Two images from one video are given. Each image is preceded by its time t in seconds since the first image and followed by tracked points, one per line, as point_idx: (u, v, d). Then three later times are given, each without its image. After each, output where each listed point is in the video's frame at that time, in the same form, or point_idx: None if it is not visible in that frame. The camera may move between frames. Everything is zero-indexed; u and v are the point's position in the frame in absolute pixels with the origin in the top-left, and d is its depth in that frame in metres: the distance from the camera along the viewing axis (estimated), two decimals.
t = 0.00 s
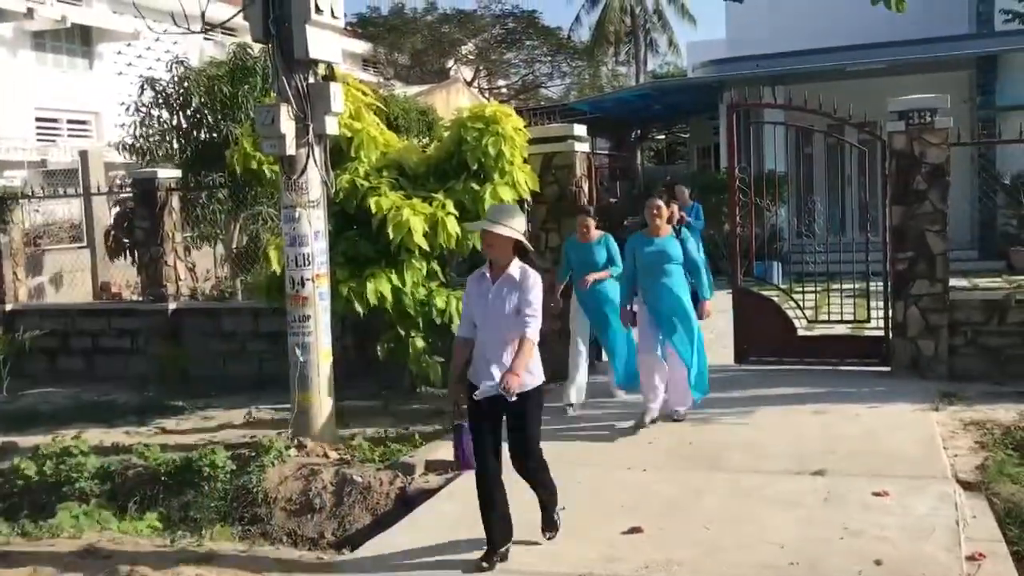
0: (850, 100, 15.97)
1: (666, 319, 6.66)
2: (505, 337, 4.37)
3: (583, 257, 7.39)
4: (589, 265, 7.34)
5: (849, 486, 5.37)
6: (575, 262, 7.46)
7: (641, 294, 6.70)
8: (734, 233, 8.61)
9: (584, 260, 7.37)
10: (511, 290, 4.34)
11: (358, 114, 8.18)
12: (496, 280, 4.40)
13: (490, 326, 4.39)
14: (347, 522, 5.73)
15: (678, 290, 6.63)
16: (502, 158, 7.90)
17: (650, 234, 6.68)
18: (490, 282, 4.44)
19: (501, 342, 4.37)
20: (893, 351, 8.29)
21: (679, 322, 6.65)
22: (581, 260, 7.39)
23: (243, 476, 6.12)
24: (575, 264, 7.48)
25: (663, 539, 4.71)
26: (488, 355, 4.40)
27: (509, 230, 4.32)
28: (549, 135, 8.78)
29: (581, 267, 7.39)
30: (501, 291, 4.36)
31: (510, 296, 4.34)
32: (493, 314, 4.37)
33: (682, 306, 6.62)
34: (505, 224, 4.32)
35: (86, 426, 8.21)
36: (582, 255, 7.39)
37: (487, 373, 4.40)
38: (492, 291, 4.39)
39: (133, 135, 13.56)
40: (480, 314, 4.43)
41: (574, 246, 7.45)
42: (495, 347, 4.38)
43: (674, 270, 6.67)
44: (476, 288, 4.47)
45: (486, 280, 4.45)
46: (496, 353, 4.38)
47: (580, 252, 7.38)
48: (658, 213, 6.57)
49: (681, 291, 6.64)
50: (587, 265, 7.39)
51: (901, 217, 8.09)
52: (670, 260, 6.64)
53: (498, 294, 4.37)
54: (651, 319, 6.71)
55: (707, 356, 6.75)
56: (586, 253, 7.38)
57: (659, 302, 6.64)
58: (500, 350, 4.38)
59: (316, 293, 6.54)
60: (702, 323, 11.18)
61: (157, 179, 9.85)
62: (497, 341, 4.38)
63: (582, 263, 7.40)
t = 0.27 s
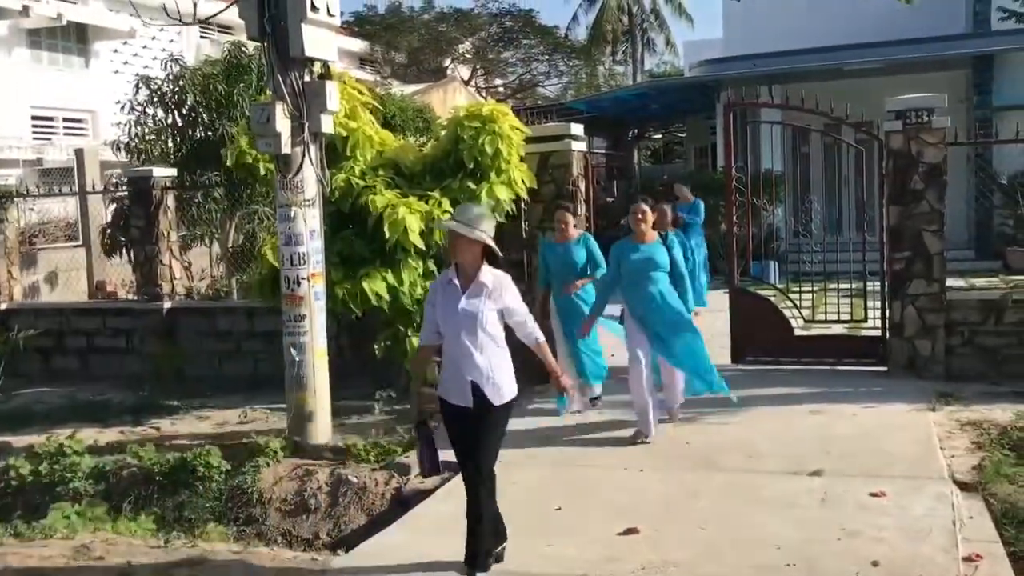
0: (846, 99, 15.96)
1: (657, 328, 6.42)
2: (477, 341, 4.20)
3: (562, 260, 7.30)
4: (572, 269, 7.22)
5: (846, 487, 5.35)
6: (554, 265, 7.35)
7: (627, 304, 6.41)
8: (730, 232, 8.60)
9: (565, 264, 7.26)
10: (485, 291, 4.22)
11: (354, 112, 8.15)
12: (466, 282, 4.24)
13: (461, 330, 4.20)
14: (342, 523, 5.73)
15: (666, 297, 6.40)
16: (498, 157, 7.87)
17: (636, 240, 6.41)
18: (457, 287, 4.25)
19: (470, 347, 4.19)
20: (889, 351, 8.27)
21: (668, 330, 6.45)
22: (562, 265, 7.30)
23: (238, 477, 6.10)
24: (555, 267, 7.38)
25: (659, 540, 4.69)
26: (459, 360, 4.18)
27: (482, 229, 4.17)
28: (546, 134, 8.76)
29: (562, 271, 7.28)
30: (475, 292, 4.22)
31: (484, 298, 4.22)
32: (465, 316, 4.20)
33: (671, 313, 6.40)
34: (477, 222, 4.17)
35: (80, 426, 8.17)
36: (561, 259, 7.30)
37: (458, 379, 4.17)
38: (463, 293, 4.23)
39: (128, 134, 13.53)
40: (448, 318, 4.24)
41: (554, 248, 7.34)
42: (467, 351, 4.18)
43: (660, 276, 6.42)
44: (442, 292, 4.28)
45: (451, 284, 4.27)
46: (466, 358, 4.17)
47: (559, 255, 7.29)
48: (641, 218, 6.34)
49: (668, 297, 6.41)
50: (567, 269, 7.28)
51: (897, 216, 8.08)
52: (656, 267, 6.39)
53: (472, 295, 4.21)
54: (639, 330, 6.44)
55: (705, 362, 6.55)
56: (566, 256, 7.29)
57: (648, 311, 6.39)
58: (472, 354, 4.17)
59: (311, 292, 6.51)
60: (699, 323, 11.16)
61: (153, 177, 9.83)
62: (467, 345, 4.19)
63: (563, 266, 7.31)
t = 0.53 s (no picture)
0: (843, 99, 15.97)
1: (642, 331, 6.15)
2: (443, 350, 3.90)
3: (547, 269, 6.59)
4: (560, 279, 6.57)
5: (842, 485, 5.35)
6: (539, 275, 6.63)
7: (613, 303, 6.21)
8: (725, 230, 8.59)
9: (550, 274, 6.59)
10: (456, 296, 3.90)
11: (351, 110, 8.14)
12: (435, 286, 3.92)
13: (426, 337, 3.90)
14: (337, 521, 5.84)
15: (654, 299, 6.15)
16: (494, 156, 7.86)
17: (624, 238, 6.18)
18: (426, 289, 3.92)
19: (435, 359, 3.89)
20: (885, 350, 8.28)
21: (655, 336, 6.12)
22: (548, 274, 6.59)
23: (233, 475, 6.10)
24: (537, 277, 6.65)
25: (655, 539, 4.69)
26: (422, 370, 3.90)
27: (457, 227, 3.90)
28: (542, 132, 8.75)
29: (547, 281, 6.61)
30: (445, 298, 3.89)
31: (455, 304, 3.90)
32: (432, 323, 3.89)
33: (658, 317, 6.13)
34: (454, 220, 3.89)
35: (76, 424, 8.15)
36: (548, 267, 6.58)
37: (420, 392, 3.89)
38: (431, 298, 3.90)
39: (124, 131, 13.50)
40: (413, 323, 3.93)
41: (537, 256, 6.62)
42: (431, 361, 3.89)
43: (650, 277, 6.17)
44: (408, 294, 3.96)
45: (418, 285, 3.94)
46: (430, 370, 3.89)
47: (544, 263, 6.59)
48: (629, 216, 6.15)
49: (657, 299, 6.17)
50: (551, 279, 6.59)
51: (893, 215, 8.10)
52: (645, 268, 6.13)
53: (441, 300, 3.89)
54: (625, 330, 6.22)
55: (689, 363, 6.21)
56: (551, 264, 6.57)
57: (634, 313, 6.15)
58: (436, 365, 3.89)
59: (306, 290, 6.50)
60: (695, 321, 11.16)
61: (148, 175, 9.83)
62: (432, 355, 3.90)
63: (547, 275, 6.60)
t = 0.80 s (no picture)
0: (841, 97, 15.99)
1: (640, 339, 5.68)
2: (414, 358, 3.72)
3: (539, 264, 6.55)
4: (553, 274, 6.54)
5: (840, 483, 5.36)
6: (530, 270, 6.60)
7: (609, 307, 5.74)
8: (723, 228, 8.59)
9: (543, 269, 6.55)
10: (428, 300, 3.72)
11: (349, 107, 8.13)
12: (408, 288, 3.76)
13: (397, 342, 3.73)
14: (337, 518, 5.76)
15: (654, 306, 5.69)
16: (493, 154, 7.87)
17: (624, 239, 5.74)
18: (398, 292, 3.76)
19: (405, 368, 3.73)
20: (883, 348, 8.29)
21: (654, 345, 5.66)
22: (540, 269, 6.55)
23: (232, 472, 6.11)
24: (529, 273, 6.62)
25: (654, 536, 4.70)
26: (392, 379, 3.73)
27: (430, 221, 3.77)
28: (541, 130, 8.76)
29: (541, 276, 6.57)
30: (416, 301, 3.72)
31: (427, 307, 3.72)
32: (403, 328, 3.72)
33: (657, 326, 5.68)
34: (427, 215, 3.78)
35: (74, 420, 8.16)
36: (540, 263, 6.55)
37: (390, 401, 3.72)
38: (403, 301, 3.74)
39: (123, 128, 13.49)
40: (384, 328, 3.76)
41: (528, 252, 6.59)
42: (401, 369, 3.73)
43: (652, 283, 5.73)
44: (381, 296, 3.79)
45: (391, 285, 3.79)
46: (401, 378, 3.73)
47: (536, 258, 6.56)
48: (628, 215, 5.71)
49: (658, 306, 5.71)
50: (545, 275, 6.55)
51: (892, 213, 8.10)
52: (646, 272, 5.69)
53: (412, 304, 3.72)
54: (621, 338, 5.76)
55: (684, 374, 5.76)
56: (543, 260, 6.54)
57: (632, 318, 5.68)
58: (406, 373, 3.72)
59: (306, 287, 6.51)
60: (694, 320, 11.16)
61: (147, 172, 9.82)
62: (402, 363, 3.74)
63: (539, 270, 6.56)
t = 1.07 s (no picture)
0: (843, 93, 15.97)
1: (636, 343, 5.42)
2: (377, 361, 3.55)
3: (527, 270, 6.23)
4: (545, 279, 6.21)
5: (842, 478, 5.35)
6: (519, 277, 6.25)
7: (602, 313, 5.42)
8: (725, 223, 8.57)
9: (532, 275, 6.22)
10: (390, 302, 3.57)
11: (350, 103, 8.12)
12: (369, 288, 3.61)
13: (355, 345, 3.57)
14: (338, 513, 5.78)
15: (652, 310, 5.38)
16: (494, 149, 7.86)
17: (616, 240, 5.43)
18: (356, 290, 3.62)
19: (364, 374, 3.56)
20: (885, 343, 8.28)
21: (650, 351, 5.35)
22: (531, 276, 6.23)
23: (233, 467, 6.11)
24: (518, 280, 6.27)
25: (655, 532, 4.69)
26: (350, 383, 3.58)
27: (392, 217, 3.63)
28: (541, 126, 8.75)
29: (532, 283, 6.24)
30: (378, 304, 3.57)
31: (388, 309, 3.56)
32: (362, 331, 3.56)
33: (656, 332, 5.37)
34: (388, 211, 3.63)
35: (75, 416, 8.16)
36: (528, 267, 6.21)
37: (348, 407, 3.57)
38: (363, 299, 3.59)
39: (124, 124, 13.48)
40: (342, 330, 3.60)
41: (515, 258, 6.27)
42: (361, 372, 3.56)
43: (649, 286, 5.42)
44: (339, 294, 3.65)
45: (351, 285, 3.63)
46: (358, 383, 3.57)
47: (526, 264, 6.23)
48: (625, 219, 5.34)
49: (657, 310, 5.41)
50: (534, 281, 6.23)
51: (893, 208, 8.09)
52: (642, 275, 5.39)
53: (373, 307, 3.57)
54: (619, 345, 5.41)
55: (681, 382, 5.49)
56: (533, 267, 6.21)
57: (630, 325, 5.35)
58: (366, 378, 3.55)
59: (306, 283, 6.50)
60: (695, 316, 11.16)
61: (148, 168, 9.81)
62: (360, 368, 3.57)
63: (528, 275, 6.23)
